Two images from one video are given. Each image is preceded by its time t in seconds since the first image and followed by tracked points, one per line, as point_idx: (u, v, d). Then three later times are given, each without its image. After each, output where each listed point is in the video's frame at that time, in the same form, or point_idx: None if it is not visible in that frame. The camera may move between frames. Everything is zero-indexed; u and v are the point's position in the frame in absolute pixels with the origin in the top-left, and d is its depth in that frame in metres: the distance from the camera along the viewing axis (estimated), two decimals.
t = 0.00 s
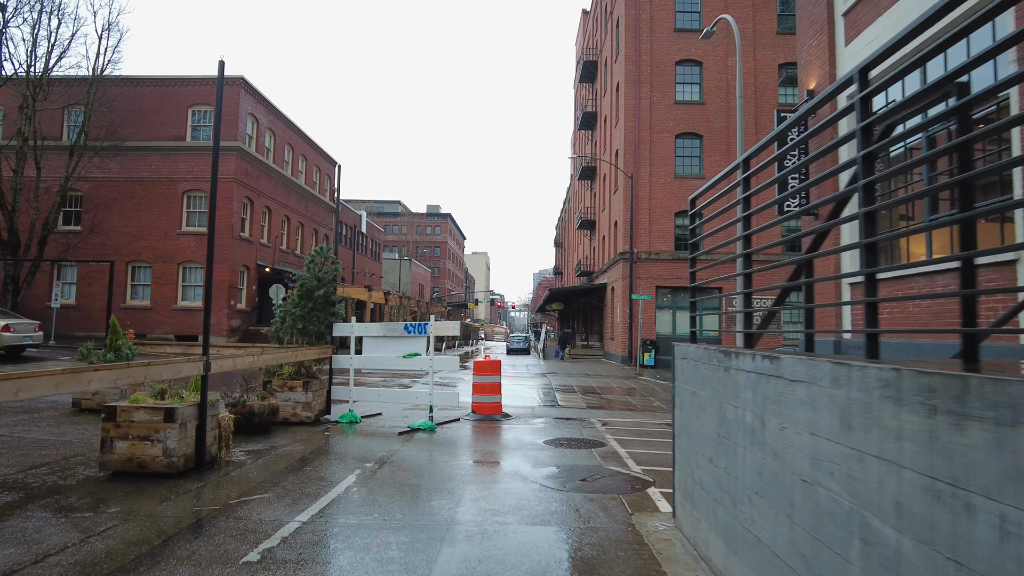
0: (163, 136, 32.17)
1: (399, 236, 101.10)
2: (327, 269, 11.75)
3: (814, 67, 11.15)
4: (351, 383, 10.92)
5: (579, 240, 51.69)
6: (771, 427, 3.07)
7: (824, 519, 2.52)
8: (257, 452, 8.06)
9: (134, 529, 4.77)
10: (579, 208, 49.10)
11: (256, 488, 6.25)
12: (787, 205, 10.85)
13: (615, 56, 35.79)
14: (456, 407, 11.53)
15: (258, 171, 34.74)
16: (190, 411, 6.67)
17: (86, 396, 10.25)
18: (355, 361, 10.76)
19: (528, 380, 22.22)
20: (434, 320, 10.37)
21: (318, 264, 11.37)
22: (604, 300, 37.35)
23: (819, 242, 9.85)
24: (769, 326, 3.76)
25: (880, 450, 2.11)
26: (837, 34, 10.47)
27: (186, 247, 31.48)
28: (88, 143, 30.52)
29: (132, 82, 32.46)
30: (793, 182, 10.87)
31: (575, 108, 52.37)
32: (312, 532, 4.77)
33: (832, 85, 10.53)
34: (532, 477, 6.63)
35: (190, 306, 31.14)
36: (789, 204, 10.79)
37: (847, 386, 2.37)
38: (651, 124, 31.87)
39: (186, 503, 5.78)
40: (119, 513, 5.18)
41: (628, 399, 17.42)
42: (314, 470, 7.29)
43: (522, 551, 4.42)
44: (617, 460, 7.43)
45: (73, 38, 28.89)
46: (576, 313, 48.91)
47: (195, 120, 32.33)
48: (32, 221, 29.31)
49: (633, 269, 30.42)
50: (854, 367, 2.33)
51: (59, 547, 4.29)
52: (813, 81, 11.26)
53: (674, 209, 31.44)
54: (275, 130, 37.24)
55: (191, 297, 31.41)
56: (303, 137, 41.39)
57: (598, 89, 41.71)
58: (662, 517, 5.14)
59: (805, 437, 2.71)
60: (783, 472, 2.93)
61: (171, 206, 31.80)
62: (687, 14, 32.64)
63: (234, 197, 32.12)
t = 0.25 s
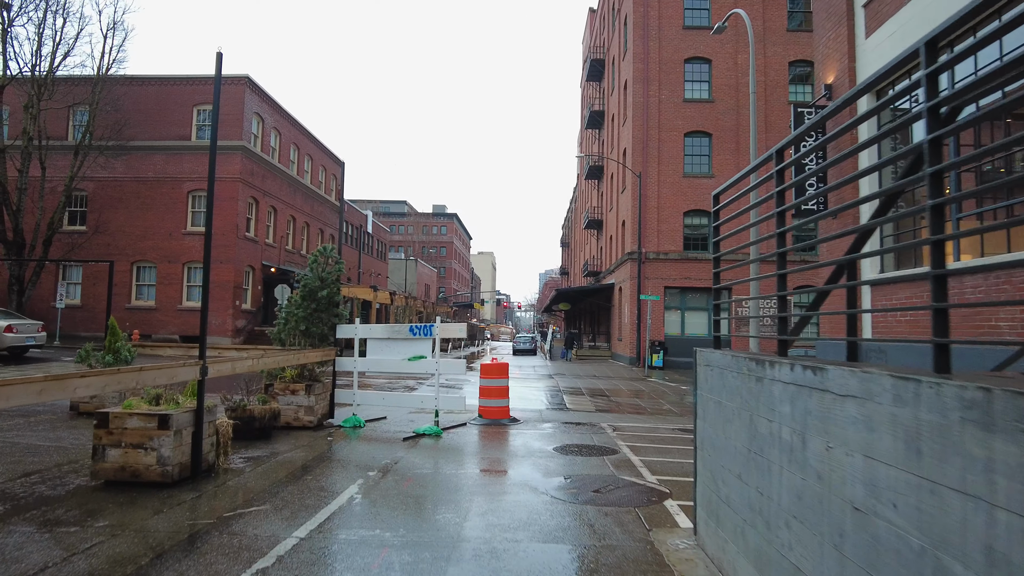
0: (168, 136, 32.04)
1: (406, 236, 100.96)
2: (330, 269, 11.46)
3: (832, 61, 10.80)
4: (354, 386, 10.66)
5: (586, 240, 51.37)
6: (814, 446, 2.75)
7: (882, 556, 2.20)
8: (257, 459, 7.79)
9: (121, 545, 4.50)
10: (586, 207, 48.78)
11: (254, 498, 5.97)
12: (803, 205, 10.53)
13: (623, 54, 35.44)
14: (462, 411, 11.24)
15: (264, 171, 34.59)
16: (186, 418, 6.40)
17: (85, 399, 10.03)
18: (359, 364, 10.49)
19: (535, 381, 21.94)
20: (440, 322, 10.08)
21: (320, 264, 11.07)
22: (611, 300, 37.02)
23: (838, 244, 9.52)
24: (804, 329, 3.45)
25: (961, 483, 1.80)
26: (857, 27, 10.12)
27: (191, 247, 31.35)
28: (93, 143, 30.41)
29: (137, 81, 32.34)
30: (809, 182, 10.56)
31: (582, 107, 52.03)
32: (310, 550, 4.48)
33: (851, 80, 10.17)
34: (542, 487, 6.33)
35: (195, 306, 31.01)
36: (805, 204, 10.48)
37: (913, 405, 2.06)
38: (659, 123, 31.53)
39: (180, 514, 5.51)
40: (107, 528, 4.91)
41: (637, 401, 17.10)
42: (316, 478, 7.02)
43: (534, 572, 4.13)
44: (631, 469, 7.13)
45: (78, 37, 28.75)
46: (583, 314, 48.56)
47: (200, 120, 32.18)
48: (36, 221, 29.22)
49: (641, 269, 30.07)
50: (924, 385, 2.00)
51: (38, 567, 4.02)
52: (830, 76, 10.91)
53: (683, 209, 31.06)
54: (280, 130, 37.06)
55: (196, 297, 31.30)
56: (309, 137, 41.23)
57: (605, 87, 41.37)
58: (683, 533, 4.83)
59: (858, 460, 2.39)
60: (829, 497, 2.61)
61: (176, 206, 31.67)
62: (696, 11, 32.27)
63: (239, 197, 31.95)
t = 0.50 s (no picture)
0: (168, 134, 31.74)
1: (407, 236, 100.79)
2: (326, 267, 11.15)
3: (842, 53, 10.49)
4: (351, 387, 10.38)
5: (588, 239, 51.06)
6: (845, 455, 2.47)
7: None
8: (248, 463, 7.51)
9: (95, 557, 4.23)
10: (587, 207, 48.54)
11: (242, 506, 5.69)
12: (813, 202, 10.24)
13: (625, 52, 35.17)
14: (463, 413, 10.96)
15: (263, 170, 34.35)
16: (172, 420, 6.12)
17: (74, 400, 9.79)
18: (355, 364, 10.21)
19: (536, 382, 21.65)
20: (439, 321, 9.82)
21: (316, 261, 10.78)
22: (614, 300, 36.76)
23: (849, 240, 9.21)
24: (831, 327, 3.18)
25: None
26: (869, 16, 9.81)
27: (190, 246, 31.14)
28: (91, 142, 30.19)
29: (136, 79, 32.10)
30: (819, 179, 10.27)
31: (584, 106, 51.72)
32: (296, 562, 4.22)
33: (862, 72, 9.86)
34: (544, 493, 6.05)
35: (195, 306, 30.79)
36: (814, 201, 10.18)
37: (973, 412, 1.78)
38: (662, 120, 31.23)
39: (163, 522, 5.23)
40: (82, 538, 4.63)
41: (640, 402, 16.80)
42: (308, 482, 6.75)
43: None
44: (636, 474, 6.83)
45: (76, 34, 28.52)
46: (584, 313, 48.30)
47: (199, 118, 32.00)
48: (35, 220, 29.01)
49: (644, 268, 29.78)
50: (990, 391, 1.72)
51: None
52: (841, 68, 10.60)
53: (686, 207, 30.75)
54: (280, 128, 36.82)
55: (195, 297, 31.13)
56: (310, 136, 40.98)
57: (607, 86, 41.07)
58: (692, 544, 4.56)
59: (899, 474, 2.10)
60: (862, 515, 2.32)
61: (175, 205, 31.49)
62: (699, 8, 31.98)
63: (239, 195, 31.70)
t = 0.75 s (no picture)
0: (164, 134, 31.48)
1: (407, 236, 100.49)
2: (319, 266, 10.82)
3: (848, 43, 10.19)
4: (344, 389, 10.09)
5: (588, 238, 50.73)
6: (878, 470, 2.16)
7: None
8: (233, 469, 7.22)
9: None
10: (587, 206, 48.26)
11: (221, 516, 5.39)
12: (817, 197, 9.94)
13: (625, 49, 34.87)
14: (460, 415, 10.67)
15: (260, 169, 34.06)
16: (150, 425, 5.81)
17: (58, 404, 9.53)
18: (348, 365, 9.91)
19: (536, 382, 21.34)
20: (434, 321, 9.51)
21: (307, 260, 10.47)
22: (614, 300, 36.48)
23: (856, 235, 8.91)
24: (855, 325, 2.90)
25: None
26: (876, 5, 9.51)
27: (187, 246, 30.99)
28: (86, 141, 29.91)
29: (132, 78, 31.83)
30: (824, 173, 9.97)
31: (584, 104, 51.40)
32: None
33: (870, 61, 9.55)
34: (541, 501, 5.75)
35: (191, 306, 30.53)
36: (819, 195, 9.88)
37: None
38: (662, 118, 30.94)
39: (136, 534, 4.93)
40: (44, 554, 4.35)
41: (641, 403, 16.48)
42: (295, 488, 6.45)
43: None
44: (638, 480, 6.54)
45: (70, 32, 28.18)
46: (585, 313, 48.01)
47: (195, 117, 32.13)
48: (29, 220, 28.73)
49: (645, 267, 29.50)
50: None
51: None
52: (847, 59, 10.29)
53: (687, 206, 30.45)
54: (277, 127, 36.52)
55: (192, 298, 30.89)
56: (307, 135, 40.69)
57: (607, 84, 40.77)
58: (699, 557, 4.27)
59: (950, 496, 1.79)
60: (900, 541, 2.01)
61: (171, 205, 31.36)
62: (700, 5, 31.69)
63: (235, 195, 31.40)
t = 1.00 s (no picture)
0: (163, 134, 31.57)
1: (409, 236, 100.22)
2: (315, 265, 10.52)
3: (860, 34, 9.87)
4: (341, 392, 9.79)
5: (591, 237, 50.43)
6: (937, 495, 1.85)
7: None
8: (222, 475, 6.92)
9: None
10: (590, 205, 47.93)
11: (206, 526, 5.11)
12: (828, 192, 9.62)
13: (628, 47, 34.56)
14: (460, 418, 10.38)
15: (260, 168, 33.83)
16: (133, 431, 5.52)
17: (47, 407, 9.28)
18: (345, 367, 9.62)
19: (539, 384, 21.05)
20: (433, 321, 9.20)
21: (303, 259, 10.14)
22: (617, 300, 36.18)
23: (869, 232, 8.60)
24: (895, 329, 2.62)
25: None
26: None
27: (187, 246, 30.80)
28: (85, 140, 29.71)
29: (131, 77, 31.62)
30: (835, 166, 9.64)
31: (586, 103, 51.09)
32: None
33: (883, 53, 9.23)
34: (544, 511, 5.46)
35: (191, 307, 30.35)
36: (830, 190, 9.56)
37: None
38: (666, 116, 30.62)
39: (114, 547, 4.65)
40: (12, 571, 4.07)
41: (646, 404, 16.18)
42: (287, 496, 6.17)
43: None
44: (645, 488, 6.24)
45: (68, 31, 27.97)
46: (587, 313, 47.70)
47: (195, 117, 31.86)
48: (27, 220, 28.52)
49: (649, 267, 29.18)
50: None
51: None
52: (859, 51, 9.96)
53: (692, 204, 30.12)
54: (278, 126, 36.29)
55: (192, 298, 30.68)
56: (308, 134, 40.43)
57: (610, 82, 40.44)
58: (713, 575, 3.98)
59: None
60: None
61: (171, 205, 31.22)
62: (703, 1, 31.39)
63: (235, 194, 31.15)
